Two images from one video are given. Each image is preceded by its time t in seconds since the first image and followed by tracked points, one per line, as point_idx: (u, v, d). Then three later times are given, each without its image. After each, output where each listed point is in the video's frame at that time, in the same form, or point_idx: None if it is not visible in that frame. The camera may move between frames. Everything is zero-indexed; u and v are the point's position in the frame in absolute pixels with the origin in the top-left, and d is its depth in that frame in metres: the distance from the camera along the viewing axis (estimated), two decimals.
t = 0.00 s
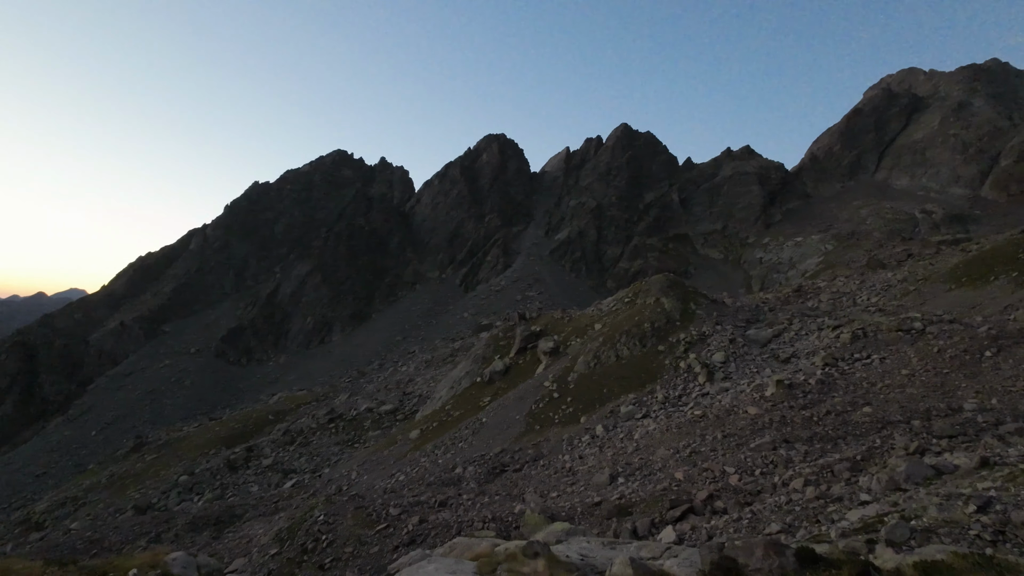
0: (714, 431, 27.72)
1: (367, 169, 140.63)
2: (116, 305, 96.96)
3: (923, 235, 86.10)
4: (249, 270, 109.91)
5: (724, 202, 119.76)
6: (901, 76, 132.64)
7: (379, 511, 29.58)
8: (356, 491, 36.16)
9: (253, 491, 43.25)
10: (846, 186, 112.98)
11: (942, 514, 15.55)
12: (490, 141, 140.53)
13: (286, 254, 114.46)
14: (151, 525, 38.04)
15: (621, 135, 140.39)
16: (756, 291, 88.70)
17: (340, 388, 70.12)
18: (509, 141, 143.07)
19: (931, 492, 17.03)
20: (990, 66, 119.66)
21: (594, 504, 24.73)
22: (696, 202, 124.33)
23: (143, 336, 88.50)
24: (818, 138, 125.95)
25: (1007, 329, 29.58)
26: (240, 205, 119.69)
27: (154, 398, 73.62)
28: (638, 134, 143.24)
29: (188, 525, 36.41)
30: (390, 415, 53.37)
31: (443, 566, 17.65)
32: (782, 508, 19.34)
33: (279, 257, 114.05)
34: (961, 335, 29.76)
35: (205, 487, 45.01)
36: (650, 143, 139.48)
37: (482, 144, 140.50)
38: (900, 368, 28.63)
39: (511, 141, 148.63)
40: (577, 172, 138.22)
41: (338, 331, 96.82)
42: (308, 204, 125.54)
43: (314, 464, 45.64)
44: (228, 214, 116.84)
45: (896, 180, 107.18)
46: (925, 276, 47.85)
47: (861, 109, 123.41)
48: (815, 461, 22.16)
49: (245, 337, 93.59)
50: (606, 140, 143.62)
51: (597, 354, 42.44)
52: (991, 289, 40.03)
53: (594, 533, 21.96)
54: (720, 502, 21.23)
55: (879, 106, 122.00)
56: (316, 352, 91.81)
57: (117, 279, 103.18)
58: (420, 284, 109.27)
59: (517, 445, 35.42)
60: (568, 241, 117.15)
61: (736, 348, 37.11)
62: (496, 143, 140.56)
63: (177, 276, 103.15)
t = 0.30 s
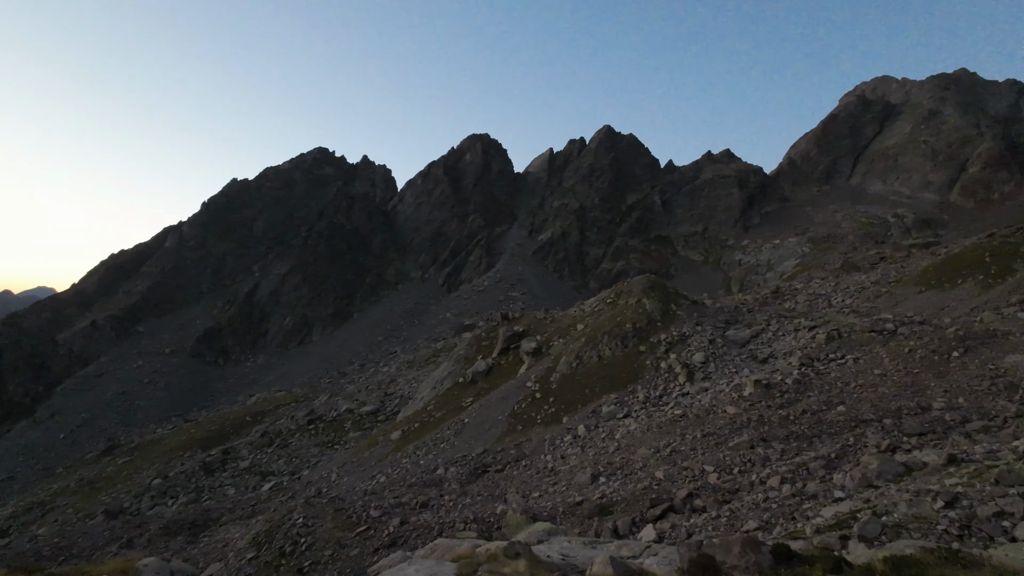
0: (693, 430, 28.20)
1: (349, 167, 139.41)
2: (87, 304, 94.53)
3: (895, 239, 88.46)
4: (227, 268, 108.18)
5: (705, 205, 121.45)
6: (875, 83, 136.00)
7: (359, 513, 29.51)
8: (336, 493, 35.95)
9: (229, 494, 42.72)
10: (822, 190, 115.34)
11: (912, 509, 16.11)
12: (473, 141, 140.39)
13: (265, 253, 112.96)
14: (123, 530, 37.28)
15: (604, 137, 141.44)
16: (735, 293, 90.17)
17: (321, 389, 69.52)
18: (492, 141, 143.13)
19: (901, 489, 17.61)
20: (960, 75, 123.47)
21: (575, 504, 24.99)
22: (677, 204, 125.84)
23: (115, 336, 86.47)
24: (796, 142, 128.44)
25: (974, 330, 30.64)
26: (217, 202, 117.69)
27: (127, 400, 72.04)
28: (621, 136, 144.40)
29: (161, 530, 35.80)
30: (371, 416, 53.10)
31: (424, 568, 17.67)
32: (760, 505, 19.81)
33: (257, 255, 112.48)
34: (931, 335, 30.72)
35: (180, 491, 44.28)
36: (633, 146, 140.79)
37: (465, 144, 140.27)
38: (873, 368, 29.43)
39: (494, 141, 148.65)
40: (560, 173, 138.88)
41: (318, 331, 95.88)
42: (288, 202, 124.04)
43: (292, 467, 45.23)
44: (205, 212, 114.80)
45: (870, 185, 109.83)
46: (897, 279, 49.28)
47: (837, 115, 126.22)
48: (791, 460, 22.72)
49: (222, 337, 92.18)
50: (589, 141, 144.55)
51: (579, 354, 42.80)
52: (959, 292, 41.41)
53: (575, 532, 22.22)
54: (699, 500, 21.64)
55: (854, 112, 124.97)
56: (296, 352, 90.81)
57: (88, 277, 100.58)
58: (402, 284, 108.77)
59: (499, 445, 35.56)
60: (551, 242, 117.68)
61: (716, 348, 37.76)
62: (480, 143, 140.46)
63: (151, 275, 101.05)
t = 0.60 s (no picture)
0: (674, 429, 28.64)
1: (330, 165, 137.96)
2: (57, 303, 92.01)
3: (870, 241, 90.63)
4: (204, 267, 106.35)
5: (686, 207, 122.98)
6: (852, 89, 139.04)
7: (339, 515, 29.38)
8: (316, 495, 35.73)
9: (205, 497, 42.12)
10: (800, 192, 117.60)
11: (883, 505, 16.63)
12: (456, 140, 139.98)
13: (244, 252, 111.36)
14: (93, 535, 36.48)
15: (587, 138, 142.21)
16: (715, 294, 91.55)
17: (301, 389, 68.86)
18: (476, 140, 142.85)
19: (874, 485, 18.15)
20: (931, 83, 126.95)
21: (557, 503, 25.22)
22: (659, 206, 127.18)
23: (86, 335, 84.34)
24: (775, 145, 130.65)
25: (942, 331, 31.65)
26: (194, 199, 115.58)
27: (99, 401, 70.38)
28: (604, 137, 145.34)
29: (133, 535, 35.18)
30: (352, 417, 52.80)
31: (404, 570, 17.83)
32: (738, 502, 20.24)
33: (236, 254, 110.85)
34: (902, 336, 31.62)
35: (153, 494, 43.50)
36: (616, 147, 141.82)
37: (448, 142, 139.67)
38: (847, 367, 30.20)
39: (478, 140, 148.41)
40: (544, 173, 139.34)
41: (298, 331, 94.86)
42: (268, 200, 122.38)
43: (271, 468, 44.74)
44: (181, 209, 112.64)
45: (846, 188, 112.32)
46: (870, 280, 50.55)
47: (815, 120, 128.77)
48: (769, 457, 23.25)
49: (199, 337, 90.69)
50: (573, 142, 145.22)
51: (562, 354, 43.08)
52: (929, 293, 42.68)
53: (557, 531, 22.44)
54: (679, 498, 22.03)
55: (831, 117, 127.66)
56: (275, 352, 89.68)
57: (58, 274, 97.86)
58: (384, 284, 108.13)
59: (481, 445, 35.67)
60: (534, 242, 118.02)
61: (696, 348, 38.36)
62: (463, 142, 140.12)
63: (125, 273, 98.80)
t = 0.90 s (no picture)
0: (654, 427, 29.06)
1: (311, 162, 136.34)
2: (25, 301, 89.45)
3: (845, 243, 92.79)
4: (180, 264, 104.45)
5: (667, 207, 124.29)
6: (829, 93, 141.88)
7: (319, 516, 29.26)
8: (296, 496, 35.44)
9: (180, 499, 41.50)
10: (778, 194, 119.70)
11: (856, 499, 17.15)
12: (440, 138, 139.39)
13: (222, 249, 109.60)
14: (62, 541, 35.70)
15: (570, 138, 142.85)
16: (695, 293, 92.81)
17: (281, 389, 68.09)
18: (459, 139, 142.41)
19: (847, 480, 18.70)
20: (905, 89, 130.24)
21: (539, 502, 25.43)
22: (641, 206, 128.36)
23: (55, 335, 82.12)
24: (754, 148, 132.69)
25: (913, 330, 32.63)
26: (170, 196, 113.39)
27: (68, 402, 68.65)
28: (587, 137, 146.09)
29: (105, 539, 34.54)
30: (333, 417, 52.45)
31: (384, 570, 17.91)
32: (717, 499, 20.65)
33: (213, 251, 109.02)
34: (875, 335, 32.48)
35: (126, 497, 42.71)
36: (599, 147, 142.68)
37: (431, 140, 139.00)
38: (823, 366, 30.96)
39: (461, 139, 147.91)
40: (527, 172, 139.56)
41: (277, 330, 93.74)
42: (246, 197, 120.65)
43: (248, 470, 44.26)
44: (156, 205, 110.37)
45: (822, 191, 114.68)
46: (845, 281, 51.73)
47: (793, 123, 131.14)
48: (747, 455, 23.76)
49: (174, 337, 89.08)
50: (556, 142, 145.76)
51: (544, 353, 43.31)
52: (901, 294, 43.86)
53: (539, 530, 22.65)
54: (660, 496, 22.40)
55: (809, 121, 130.12)
56: (254, 351, 88.46)
57: (26, 271, 95.11)
58: (366, 282, 107.38)
59: (463, 444, 35.73)
60: (517, 241, 118.18)
61: (676, 348, 38.90)
62: (447, 140, 139.60)
63: (97, 271, 96.52)
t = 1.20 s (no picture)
0: (636, 425, 29.43)
1: (291, 158, 134.58)
2: None
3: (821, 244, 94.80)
4: (155, 262, 102.45)
5: (650, 208, 125.46)
6: (807, 97, 144.44)
7: (299, 517, 29.07)
8: (275, 497, 35.10)
9: (155, 502, 40.81)
10: (758, 195, 121.62)
11: (831, 495, 17.59)
12: (423, 136, 138.50)
13: (199, 246, 107.69)
14: (31, 546, 34.90)
15: (554, 137, 143.23)
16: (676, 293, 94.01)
17: (259, 389, 67.28)
18: (442, 137, 141.74)
19: (823, 476, 19.19)
20: (879, 94, 133.23)
21: (522, 501, 25.61)
22: (624, 206, 129.37)
23: (24, 333, 79.87)
24: (734, 149, 134.51)
25: (886, 330, 33.52)
26: (144, 191, 111.04)
27: (37, 402, 66.80)
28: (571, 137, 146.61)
29: (76, 544, 33.90)
30: (313, 417, 52.01)
31: (364, 571, 17.92)
32: (696, 496, 21.02)
33: (190, 248, 107.08)
34: (850, 334, 33.25)
35: (98, 500, 41.86)
36: (582, 147, 143.35)
37: (414, 138, 138.08)
38: (800, 364, 31.65)
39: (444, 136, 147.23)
40: (511, 171, 139.59)
41: (256, 329, 92.48)
42: (225, 193, 118.74)
43: (226, 471, 43.71)
44: (130, 201, 108.01)
45: (800, 193, 116.85)
46: (821, 281, 52.80)
47: (772, 126, 133.23)
48: (726, 451, 24.21)
49: (149, 337, 87.40)
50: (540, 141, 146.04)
51: (528, 352, 43.49)
52: (875, 294, 44.96)
53: (521, 529, 22.82)
54: (641, 493, 22.71)
55: (787, 124, 132.23)
56: (232, 351, 87.18)
57: None
58: (347, 281, 106.52)
59: (446, 444, 35.73)
60: (500, 240, 118.21)
61: (658, 347, 39.35)
62: (430, 138, 138.78)
63: (68, 268, 94.13)
